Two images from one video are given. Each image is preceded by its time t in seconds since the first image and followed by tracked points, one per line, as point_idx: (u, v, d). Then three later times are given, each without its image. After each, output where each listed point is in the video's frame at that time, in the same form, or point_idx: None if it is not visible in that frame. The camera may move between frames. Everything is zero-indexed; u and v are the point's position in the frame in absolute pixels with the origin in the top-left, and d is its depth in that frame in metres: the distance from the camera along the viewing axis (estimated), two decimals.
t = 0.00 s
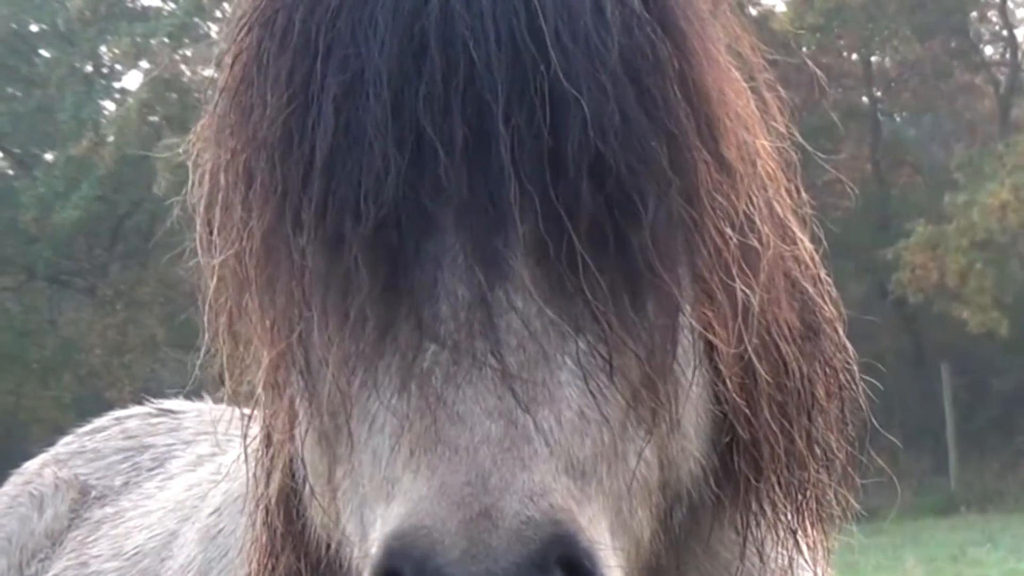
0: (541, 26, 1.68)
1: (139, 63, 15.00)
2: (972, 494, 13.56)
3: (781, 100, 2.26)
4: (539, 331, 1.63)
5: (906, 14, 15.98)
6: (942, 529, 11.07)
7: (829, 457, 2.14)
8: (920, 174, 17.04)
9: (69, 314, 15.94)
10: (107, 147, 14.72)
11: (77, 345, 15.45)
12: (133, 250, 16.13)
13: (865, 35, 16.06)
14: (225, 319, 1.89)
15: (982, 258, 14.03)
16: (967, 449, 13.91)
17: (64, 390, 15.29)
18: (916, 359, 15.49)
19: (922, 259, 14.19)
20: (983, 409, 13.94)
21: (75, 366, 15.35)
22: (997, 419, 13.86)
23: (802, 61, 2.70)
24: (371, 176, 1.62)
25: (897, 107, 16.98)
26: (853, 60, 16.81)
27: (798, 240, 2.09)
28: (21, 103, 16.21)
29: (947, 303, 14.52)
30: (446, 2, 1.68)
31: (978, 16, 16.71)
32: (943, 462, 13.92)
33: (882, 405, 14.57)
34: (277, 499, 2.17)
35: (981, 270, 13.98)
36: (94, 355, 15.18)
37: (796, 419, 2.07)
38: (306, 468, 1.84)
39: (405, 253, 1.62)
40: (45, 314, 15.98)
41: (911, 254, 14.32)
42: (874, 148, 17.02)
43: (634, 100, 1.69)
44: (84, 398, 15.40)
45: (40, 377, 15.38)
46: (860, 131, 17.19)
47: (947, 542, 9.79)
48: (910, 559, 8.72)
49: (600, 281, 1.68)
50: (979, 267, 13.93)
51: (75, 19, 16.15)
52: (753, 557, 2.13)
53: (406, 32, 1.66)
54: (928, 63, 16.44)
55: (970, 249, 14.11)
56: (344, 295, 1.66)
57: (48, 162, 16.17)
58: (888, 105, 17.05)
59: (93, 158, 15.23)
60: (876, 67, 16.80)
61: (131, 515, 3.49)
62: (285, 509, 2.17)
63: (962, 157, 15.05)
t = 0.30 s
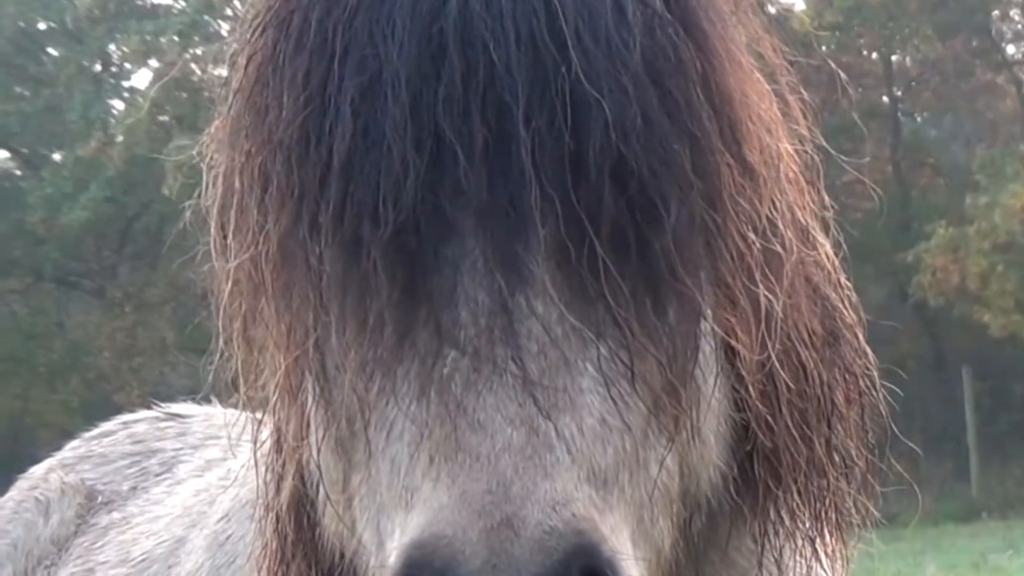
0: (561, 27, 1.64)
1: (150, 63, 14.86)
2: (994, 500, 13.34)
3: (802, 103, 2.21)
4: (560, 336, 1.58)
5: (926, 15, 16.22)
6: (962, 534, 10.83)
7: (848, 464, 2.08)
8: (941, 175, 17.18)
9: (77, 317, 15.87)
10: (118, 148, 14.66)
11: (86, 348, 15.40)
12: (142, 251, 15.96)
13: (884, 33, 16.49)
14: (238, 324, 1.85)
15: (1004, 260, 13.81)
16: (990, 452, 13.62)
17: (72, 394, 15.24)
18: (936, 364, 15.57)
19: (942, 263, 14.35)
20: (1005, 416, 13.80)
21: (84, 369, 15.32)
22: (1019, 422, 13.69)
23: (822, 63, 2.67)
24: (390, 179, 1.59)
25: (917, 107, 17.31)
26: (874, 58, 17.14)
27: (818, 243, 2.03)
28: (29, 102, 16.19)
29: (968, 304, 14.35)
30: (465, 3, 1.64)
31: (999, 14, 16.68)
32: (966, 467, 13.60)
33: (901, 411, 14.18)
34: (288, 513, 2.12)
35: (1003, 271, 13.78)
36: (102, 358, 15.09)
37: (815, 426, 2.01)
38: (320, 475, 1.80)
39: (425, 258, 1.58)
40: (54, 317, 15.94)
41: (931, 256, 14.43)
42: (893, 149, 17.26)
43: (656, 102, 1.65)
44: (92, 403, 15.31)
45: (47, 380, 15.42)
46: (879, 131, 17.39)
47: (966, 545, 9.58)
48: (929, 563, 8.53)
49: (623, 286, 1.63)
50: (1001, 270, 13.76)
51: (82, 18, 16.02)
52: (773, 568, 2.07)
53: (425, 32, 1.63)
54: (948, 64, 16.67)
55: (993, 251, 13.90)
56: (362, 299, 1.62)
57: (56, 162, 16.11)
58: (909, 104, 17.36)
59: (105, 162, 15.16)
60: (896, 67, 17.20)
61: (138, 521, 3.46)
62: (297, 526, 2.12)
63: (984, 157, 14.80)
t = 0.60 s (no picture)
0: (578, 29, 1.60)
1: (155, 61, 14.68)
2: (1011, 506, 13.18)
3: (820, 106, 2.17)
4: (576, 343, 1.54)
5: (942, 12, 15.90)
6: (980, 541, 10.62)
7: (865, 472, 2.03)
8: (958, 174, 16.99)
9: (81, 319, 15.84)
10: (123, 148, 14.57)
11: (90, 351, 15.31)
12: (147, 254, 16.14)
13: (901, 31, 16.32)
14: (248, 330, 1.81)
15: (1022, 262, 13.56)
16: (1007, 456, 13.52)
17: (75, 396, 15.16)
18: (954, 367, 15.69)
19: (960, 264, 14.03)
20: None
21: (88, 372, 15.26)
22: None
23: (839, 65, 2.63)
24: (403, 184, 1.54)
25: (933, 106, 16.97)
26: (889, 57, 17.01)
27: (836, 247, 1.99)
28: (32, 101, 15.98)
29: (986, 306, 14.16)
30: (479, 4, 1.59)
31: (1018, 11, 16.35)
32: (983, 472, 13.47)
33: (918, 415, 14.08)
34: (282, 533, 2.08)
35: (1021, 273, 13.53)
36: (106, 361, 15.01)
37: (831, 433, 1.95)
38: (329, 483, 1.76)
39: (438, 263, 1.54)
40: (58, 319, 15.90)
41: (949, 258, 14.10)
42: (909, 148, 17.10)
43: (676, 106, 1.61)
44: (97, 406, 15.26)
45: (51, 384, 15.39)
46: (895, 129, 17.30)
47: (981, 551, 9.42)
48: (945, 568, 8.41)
49: (639, 292, 1.59)
50: (1018, 272, 13.50)
51: (87, 15, 16.12)
52: None
53: (439, 33, 1.58)
54: (965, 61, 16.38)
55: (1010, 252, 13.63)
56: (375, 305, 1.58)
57: (60, 163, 15.91)
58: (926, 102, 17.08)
59: (109, 163, 15.17)
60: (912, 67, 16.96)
61: (142, 527, 3.44)
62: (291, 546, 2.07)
63: (1002, 157, 14.50)
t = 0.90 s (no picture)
0: (593, 32, 1.56)
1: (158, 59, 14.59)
2: None
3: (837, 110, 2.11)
4: (592, 352, 1.50)
5: (958, 9, 15.78)
6: (995, 547, 10.50)
7: (883, 480, 1.96)
8: (974, 175, 16.86)
9: (82, 322, 15.79)
10: (126, 148, 14.51)
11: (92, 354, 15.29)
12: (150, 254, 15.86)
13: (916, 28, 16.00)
14: (257, 337, 1.77)
15: None
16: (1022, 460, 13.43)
17: (77, 401, 15.20)
18: (970, 371, 15.57)
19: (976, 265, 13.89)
20: None
21: (89, 376, 15.23)
22: None
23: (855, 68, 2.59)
24: (417, 189, 1.50)
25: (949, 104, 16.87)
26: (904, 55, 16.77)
27: (853, 252, 1.93)
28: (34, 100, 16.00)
29: (1001, 308, 14.03)
30: (493, 6, 1.55)
31: None
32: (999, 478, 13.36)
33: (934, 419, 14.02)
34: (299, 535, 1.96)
35: None
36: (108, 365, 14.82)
37: (849, 441, 1.88)
38: (338, 493, 1.72)
39: (451, 270, 1.50)
40: (59, 322, 15.86)
41: (965, 259, 13.99)
42: (925, 147, 16.97)
43: (693, 111, 1.57)
44: (98, 410, 15.22)
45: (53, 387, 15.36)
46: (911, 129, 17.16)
47: (997, 558, 9.33)
48: None
49: (657, 299, 1.55)
50: None
51: (88, 14, 16.01)
52: None
53: (453, 36, 1.54)
54: (981, 61, 16.27)
55: None
56: (388, 312, 1.54)
57: (62, 163, 15.89)
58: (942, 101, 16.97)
59: (111, 163, 15.02)
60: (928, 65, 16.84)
61: (144, 533, 3.40)
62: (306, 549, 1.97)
63: (1017, 157, 14.35)
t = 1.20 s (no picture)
0: (607, 35, 1.52)
1: (159, 57, 14.51)
2: None
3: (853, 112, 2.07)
4: (607, 362, 1.46)
5: (971, 7, 15.72)
6: (1008, 553, 10.45)
7: (896, 487, 1.88)
8: (987, 174, 16.77)
9: (81, 325, 15.74)
10: (125, 147, 14.46)
11: (91, 356, 15.25)
12: (151, 256, 15.79)
13: (928, 25, 15.95)
14: (263, 346, 1.73)
15: None
16: None
17: (76, 405, 15.07)
18: (983, 373, 15.52)
19: (990, 266, 13.80)
20: None
21: (88, 380, 15.18)
22: None
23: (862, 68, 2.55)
24: (430, 195, 1.47)
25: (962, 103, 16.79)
26: (917, 53, 16.65)
27: (869, 258, 1.88)
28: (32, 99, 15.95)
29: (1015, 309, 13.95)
30: (507, 8, 1.52)
31: None
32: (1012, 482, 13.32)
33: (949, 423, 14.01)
34: (292, 550, 1.88)
35: None
36: (109, 369, 14.74)
37: (864, 448, 1.80)
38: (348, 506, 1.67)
39: (464, 277, 1.46)
40: (58, 324, 15.80)
41: (978, 260, 13.90)
42: (937, 147, 16.88)
43: (708, 115, 1.53)
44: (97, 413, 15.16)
45: (52, 391, 15.31)
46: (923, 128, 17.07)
47: (1008, 564, 9.31)
48: None
49: (672, 307, 1.50)
50: None
51: (87, 11, 15.92)
52: None
53: (464, 37, 1.51)
54: (995, 58, 16.19)
55: None
56: (400, 323, 1.50)
57: (61, 163, 15.87)
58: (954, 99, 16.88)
59: (111, 163, 14.96)
60: (940, 63, 16.73)
61: (143, 539, 3.36)
62: (298, 564, 1.88)
63: None
